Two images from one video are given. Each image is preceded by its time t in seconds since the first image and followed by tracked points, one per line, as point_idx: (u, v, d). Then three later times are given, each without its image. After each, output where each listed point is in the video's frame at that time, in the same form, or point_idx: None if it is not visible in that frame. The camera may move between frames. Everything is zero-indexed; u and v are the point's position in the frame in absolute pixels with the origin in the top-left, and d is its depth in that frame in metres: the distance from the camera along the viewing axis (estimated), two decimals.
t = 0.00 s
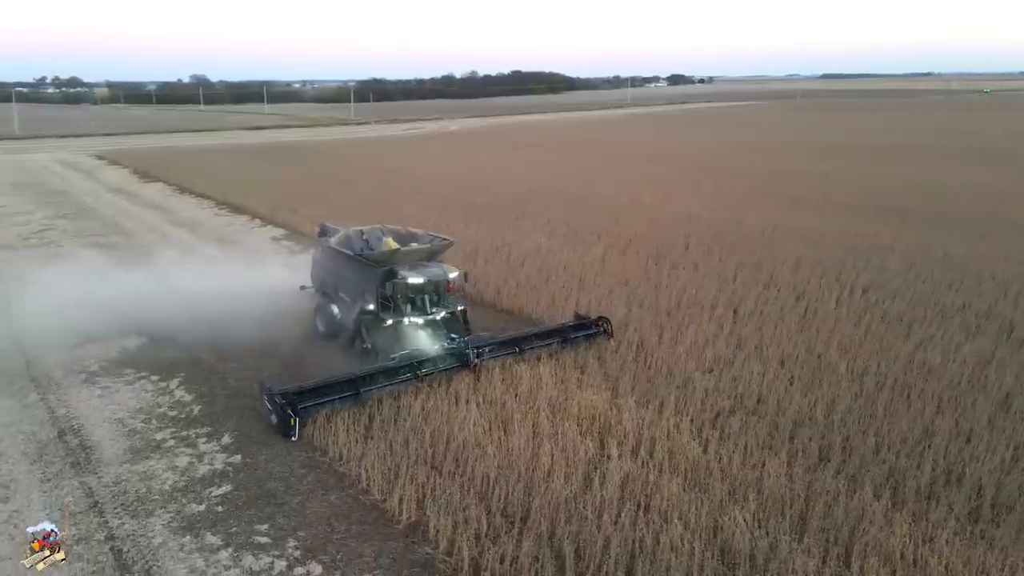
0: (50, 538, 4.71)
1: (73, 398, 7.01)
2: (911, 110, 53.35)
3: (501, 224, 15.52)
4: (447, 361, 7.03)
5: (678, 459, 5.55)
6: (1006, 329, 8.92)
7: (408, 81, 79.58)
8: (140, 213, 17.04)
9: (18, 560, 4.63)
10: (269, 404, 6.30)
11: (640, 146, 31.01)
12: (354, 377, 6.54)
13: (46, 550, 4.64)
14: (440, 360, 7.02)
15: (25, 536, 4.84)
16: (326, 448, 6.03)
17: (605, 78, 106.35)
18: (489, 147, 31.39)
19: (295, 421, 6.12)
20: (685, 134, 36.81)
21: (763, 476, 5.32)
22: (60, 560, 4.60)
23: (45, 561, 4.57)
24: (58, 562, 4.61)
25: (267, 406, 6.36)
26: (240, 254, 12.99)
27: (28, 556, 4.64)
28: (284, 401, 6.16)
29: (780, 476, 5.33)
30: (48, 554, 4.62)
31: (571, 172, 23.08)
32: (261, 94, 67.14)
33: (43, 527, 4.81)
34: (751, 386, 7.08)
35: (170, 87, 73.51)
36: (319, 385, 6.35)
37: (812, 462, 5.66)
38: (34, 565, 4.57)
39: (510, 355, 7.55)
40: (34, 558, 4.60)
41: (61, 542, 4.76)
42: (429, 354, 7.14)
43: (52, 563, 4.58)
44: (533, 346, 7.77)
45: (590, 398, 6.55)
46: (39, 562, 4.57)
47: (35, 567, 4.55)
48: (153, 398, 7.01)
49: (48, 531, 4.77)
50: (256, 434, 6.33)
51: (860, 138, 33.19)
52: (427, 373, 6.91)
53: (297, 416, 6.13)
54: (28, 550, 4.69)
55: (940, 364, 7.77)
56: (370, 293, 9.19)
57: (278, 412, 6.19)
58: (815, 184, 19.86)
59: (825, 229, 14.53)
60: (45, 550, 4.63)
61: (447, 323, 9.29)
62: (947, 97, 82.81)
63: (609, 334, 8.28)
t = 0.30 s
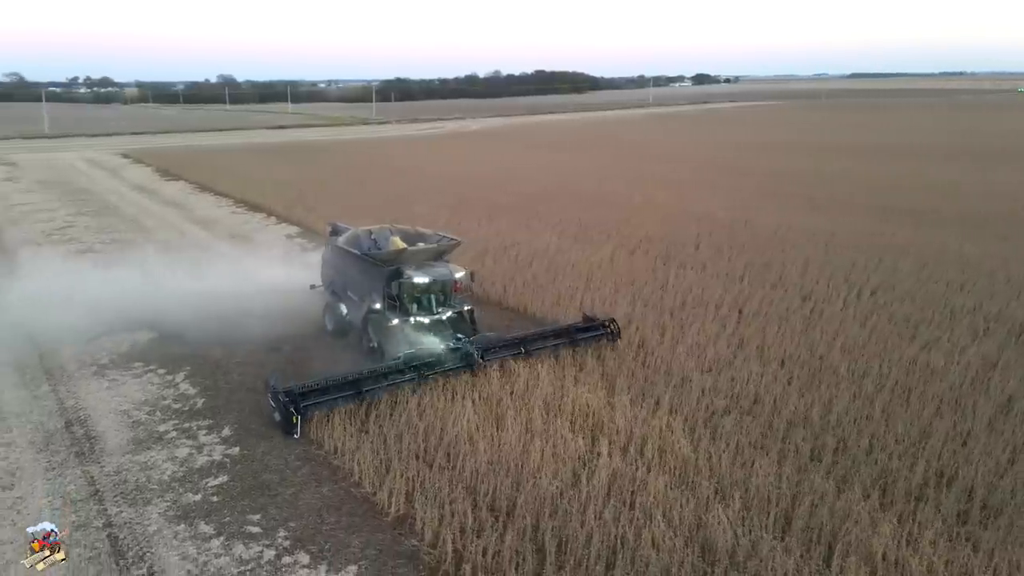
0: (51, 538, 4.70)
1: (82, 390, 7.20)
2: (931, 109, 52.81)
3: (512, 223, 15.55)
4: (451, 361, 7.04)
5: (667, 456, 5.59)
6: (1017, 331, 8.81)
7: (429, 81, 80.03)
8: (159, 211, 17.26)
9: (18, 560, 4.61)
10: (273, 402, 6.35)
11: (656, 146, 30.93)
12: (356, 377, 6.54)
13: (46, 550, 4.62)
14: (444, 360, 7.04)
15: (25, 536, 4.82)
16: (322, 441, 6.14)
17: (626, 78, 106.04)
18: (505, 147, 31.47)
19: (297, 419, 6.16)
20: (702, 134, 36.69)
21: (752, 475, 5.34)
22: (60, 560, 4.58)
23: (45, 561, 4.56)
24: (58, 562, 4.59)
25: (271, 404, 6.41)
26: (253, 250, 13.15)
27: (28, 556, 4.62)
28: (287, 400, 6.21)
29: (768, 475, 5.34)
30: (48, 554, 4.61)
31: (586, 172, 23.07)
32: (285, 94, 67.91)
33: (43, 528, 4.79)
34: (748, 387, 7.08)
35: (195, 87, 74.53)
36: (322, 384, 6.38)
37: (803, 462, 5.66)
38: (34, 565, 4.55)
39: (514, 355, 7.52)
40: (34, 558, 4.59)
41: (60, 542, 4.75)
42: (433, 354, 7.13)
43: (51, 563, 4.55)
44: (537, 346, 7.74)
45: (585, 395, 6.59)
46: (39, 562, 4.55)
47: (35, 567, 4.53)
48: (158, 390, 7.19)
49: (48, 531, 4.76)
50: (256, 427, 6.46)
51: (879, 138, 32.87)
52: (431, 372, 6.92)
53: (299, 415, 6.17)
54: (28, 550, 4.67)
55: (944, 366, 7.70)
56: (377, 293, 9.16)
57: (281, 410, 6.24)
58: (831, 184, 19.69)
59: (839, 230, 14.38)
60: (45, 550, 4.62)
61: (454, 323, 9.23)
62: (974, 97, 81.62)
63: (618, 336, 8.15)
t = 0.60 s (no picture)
0: (51, 538, 4.72)
1: (91, 383, 7.39)
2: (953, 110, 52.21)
3: (523, 223, 15.59)
4: (457, 362, 7.01)
5: (655, 455, 5.62)
6: None
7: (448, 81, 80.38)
8: (176, 210, 17.48)
9: (18, 560, 4.63)
10: (276, 401, 6.36)
11: (672, 146, 30.84)
12: (359, 377, 6.52)
13: (46, 550, 4.65)
14: (450, 362, 7.01)
15: (25, 537, 4.85)
16: (318, 435, 6.24)
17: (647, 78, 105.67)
18: (521, 147, 31.54)
19: (298, 419, 6.16)
20: (718, 134, 36.55)
21: (739, 475, 5.36)
22: (59, 560, 4.60)
23: (45, 561, 4.58)
24: (58, 562, 4.61)
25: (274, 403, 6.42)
26: (266, 249, 13.32)
27: (28, 556, 4.65)
28: (289, 399, 6.21)
29: (756, 476, 5.36)
30: (48, 554, 4.63)
31: (600, 172, 23.06)
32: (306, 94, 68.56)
33: (43, 528, 4.83)
34: (745, 388, 7.08)
35: (219, 87, 75.44)
36: (324, 384, 6.38)
37: (794, 463, 5.66)
38: (34, 565, 4.57)
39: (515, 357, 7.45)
40: (34, 558, 4.61)
41: (60, 542, 4.78)
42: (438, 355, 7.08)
43: (51, 563, 4.57)
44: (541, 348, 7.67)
45: (579, 394, 6.63)
46: (39, 562, 4.57)
47: (35, 567, 4.55)
48: (164, 384, 7.36)
49: (48, 531, 4.79)
50: (256, 421, 6.59)
51: (898, 139, 32.55)
52: (437, 373, 6.90)
53: (300, 415, 6.17)
54: (28, 550, 4.70)
55: (946, 368, 7.64)
56: (383, 293, 9.09)
57: (283, 409, 6.25)
58: (847, 185, 19.53)
59: (853, 232, 14.25)
60: (46, 550, 4.64)
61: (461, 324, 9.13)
62: (1000, 97, 80.48)
63: (623, 338, 8.02)
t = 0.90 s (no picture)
0: (50, 538, 4.74)
1: (100, 376, 7.57)
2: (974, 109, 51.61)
3: (535, 223, 15.59)
4: (460, 363, 6.99)
5: (646, 454, 5.65)
6: None
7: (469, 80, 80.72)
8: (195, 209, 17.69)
9: (19, 560, 4.65)
10: (279, 399, 6.39)
11: (689, 146, 30.70)
12: (362, 377, 6.53)
13: (46, 550, 4.66)
14: (454, 363, 7.00)
15: (25, 536, 4.87)
16: (315, 431, 6.32)
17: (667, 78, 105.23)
18: (538, 147, 31.58)
19: (300, 418, 6.19)
20: (737, 133, 36.42)
21: (728, 475, 5.37)
22: (59, 560, 4.62)
23: (45, 561, 4.59)
24: (58, 562, 4.62)
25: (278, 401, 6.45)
26: (279, 248, 13.46)
27: (28, 556, 4.66)
28: (292, 398, 6.23)
29: (745, 476, 5.37)
30: (48, 555, 4.64)
31: (615, 172, 23.00)
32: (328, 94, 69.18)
33: (43, 527, 4.86)
34: (743, 389, 7.06)
35: (243, 87, 76.30)
36: (327, 383, 6.40)
37: (785, 464, 5.66)
38: (34, 565, 4.58)
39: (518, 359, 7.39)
40: (34, 558, 4.62)
41: (61, 542, 4.80)
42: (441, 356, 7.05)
43: (52, 563, 4.59)
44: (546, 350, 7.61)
45: (575, 394, 6.65)
46: (39, 562, 4.58)
47: (35, 567, 4.56)
48: (170, 378, 7.53)
49: (48, 531, 4.81)
50: (258, 416, 6.70)
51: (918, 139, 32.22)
52: (440, 374, 6.90)
53: (302, 414, 6.20)
54: (28, 550, 4.72)
55: (950, 372, 7.57)
56: (389, 294, 8.99)
57: (286, 408, 6.28)
58: (863, 186, 19.34)
59: (867, 233, 14.09)
60: (46, 550, 4.66)
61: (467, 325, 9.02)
62: None
63: (631, 340, 7.96)
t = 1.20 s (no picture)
0: (51, 538, 4.75)
1: (110, 370, 7.75)
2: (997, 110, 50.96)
3: (547, 223, 15.58)
4: (465, 364, 6.98)
5: (638, 453, 5.67)
6: None
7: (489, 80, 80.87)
8: (213, 207, 17.88)
9: (18, 560, 4.65)
10: (283, 399, 6.41)
11: (706, 147, 30.55)
12: (366, 378, 6.54)
13: (46, 550, 4.66)
14: (459, 364, 6.98)
15: (25, 536, 4.87)
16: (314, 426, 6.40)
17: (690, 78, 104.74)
18: (555, 147, 31.58)
19: (302, 418, 6.20)
20: (756, 133, 36.21)
21: (718, 476, 5.38)
22: (59, 560, 4.62)
23: (45, 561, 4.59)
24: (58, 562, 4.63)
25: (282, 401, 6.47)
26: (292, 247, 13.59)
27: (28, 556, 4.66)
28: (294, 398, 6.24)
29: (736, 476, 5.37)
30: (48, 554, 4.65)
31: (631, 172, 22.95)
32: (350, 93, 69.61)
33: (43, 527, 4.86)
34: (742, 390, 7.04)
35: (266, 87, 76.95)
36: (330, 383, 6.41)
37: (778, 465, 5.65)
38: (34, 565, 4.58)
39: (521, 361, 7.31)
40: (34, 558, 4.62)
41: (61, 542, 4.81)
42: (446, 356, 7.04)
43: (51, 563, 4.59)
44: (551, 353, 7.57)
45: (572, 393, 6.68)
46: (39, 562, 4.59)
47: (35, 567, 4.56)
48: (177, 373, 7.68)
49: (49, 531, 4.83)
50: (260, 411, 6.80)
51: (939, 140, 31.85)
52: (444, 375, 6.90)
53: (304, 415, 6.21)
54: (28, 550, 4.72)
55: (956, 376, 7.48)
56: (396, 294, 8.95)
57: (289, 408, 6.29)
58: (880, 187, 19.15)
59: (882, 235, 13.92)
60: (46, 550, 4.66)
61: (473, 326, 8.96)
62: None
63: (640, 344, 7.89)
